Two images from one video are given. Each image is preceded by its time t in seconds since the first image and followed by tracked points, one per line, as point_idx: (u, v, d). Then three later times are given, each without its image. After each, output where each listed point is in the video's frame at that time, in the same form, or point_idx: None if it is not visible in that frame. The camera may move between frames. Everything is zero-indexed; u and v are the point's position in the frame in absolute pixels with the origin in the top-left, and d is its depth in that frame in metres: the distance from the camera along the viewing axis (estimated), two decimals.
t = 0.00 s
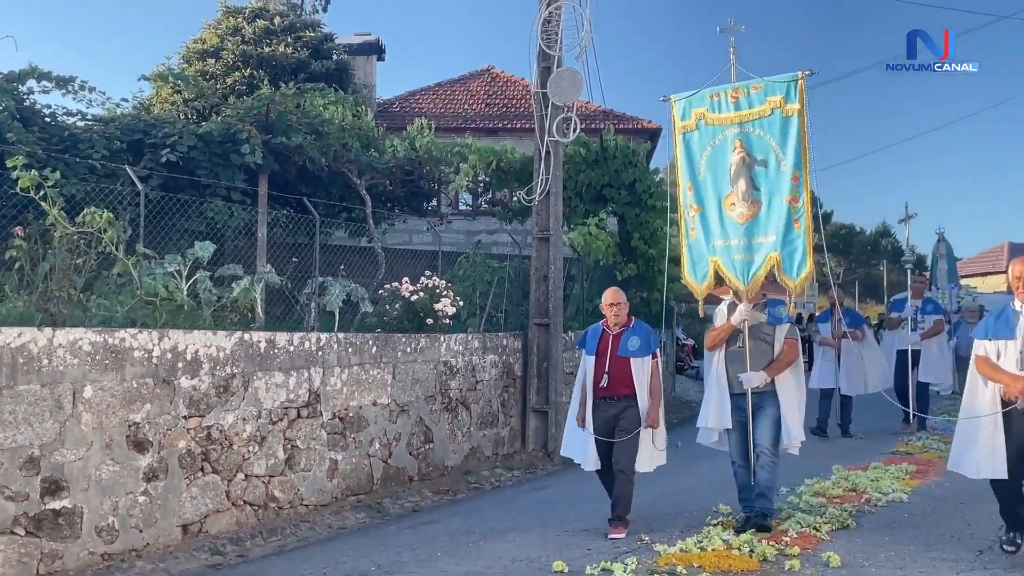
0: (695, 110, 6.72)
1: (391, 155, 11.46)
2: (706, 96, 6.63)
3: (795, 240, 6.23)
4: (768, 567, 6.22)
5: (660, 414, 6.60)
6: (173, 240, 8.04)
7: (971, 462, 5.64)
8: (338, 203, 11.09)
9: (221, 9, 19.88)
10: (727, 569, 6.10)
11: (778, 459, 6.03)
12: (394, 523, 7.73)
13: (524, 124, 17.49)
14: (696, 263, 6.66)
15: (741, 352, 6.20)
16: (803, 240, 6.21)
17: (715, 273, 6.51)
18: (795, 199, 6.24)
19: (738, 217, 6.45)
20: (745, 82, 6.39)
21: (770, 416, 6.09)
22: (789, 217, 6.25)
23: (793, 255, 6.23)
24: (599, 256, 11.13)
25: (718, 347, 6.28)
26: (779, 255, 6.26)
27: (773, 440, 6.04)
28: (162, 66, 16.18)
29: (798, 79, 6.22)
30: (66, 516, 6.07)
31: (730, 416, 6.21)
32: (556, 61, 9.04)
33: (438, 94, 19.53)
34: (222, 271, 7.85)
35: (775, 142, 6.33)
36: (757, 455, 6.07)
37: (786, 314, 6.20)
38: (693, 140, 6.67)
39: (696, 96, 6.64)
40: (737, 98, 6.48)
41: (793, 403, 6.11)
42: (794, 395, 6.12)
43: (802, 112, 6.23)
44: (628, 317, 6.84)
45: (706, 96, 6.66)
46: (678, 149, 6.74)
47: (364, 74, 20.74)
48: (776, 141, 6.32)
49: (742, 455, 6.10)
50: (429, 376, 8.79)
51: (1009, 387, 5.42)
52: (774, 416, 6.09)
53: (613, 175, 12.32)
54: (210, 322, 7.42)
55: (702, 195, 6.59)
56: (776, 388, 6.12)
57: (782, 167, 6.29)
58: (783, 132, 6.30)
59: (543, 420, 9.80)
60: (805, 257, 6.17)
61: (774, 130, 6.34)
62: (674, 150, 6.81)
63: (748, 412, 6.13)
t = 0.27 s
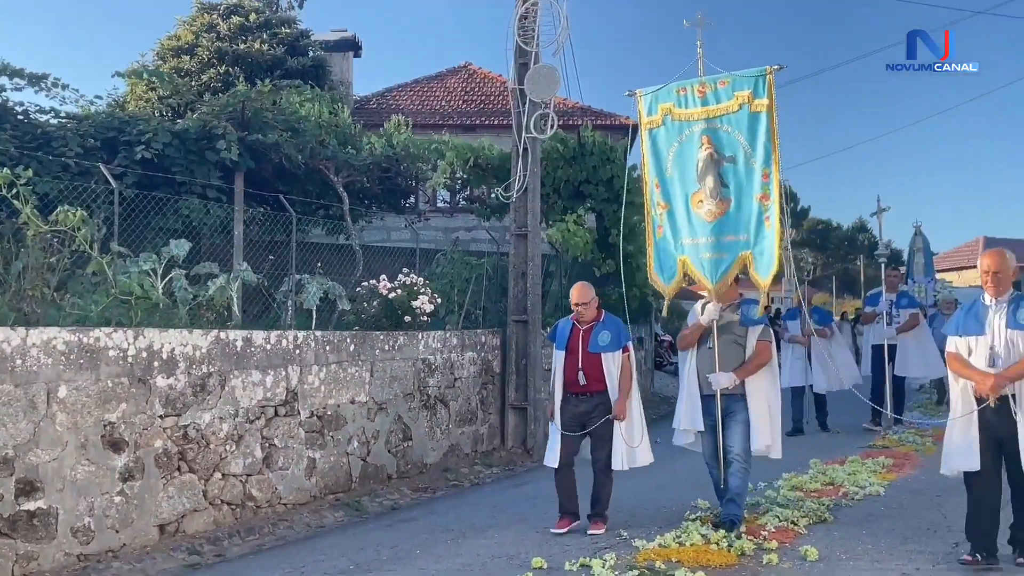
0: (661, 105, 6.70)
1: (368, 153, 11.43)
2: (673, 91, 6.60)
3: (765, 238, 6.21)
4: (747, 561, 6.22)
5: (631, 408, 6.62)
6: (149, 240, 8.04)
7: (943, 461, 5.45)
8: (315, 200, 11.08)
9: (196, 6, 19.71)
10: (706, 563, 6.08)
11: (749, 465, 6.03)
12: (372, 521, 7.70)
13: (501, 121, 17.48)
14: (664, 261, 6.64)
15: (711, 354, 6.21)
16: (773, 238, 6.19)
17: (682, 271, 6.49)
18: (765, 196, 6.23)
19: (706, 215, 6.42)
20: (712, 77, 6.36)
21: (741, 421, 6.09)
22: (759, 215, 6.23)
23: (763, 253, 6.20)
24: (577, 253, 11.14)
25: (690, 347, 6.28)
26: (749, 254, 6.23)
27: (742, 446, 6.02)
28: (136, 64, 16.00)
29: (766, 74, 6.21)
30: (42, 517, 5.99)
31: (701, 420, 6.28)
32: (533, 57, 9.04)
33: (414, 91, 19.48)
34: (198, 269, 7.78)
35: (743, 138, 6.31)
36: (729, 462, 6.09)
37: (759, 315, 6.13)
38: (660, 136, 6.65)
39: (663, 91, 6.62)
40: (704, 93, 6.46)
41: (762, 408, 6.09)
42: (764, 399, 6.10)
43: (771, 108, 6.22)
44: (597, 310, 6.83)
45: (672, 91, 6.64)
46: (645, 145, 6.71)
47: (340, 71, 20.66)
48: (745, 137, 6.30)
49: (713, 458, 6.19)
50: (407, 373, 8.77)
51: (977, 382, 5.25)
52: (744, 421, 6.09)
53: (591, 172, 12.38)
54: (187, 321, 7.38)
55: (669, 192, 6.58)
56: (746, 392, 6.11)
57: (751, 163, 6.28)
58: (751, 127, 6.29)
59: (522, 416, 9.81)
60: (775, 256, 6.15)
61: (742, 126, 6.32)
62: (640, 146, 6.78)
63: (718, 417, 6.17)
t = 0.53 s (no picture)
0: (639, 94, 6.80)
1: (354, 146, 11.42)
2: (651, 80, 6.71)
3: (744, 225, 6.26)
4: (733, 552, 6.23)
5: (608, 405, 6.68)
6: (134, 234, 8.07)
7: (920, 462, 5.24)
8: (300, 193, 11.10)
9: None
10: (692, 555, 6.09)
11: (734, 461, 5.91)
12: (359, 515, 7.69)
13: (487, 113, 17.47)
14: (644, 252, 6.70)
15: (693, 344, 6.09)
16: (753, 225, 6.23)
17: (660, 260, 6.54)
18: (745, 182, 6.27)
19: (685, 203, 6.48)
20: (689, 63, 6.46)
21: (724, 415, 5.95)
22: (739, 201, 6.28)
23: (743, 240, 6.25)
24: (563, 246, 11.15)
25: (672, 339, 6.20)
26: (729, 241, 6.27)
27: (726, 442, 5.90)
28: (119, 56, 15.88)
29: (744, 59, 6.28)
30: (25, 513, 5.96)
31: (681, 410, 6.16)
32: (518, 50, 9.03)
33: (399, 84, 19.44)
34: (182, 263, 7.74)
35: (722, 124, 6.37)
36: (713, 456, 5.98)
37: (743, 305, 5.99)
38: (637, 125, 6.75)
39: (640, 80, 6.72)
40: (682, 81, 6.54)
41: (746, 402, 5.92)
42: (747, 392, 5.94)
43: (749, 93, 6.28)
44: (566, 309, 6.84)
45: (650, 80, 6.74)
46: (622, 134, 6.82)
47: (325, 65, 20.61)
48: (723, 123, 6.36)
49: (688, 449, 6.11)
50: (393, 366, 8.77)
51: (949, 377, 5.07)
52: (728, 415, 5.94)
53: (576, 165, 12.41)
54: (171, 315, 7.35)
55: (646, 181, 6.67)
56: (729, 384, 5.95)
57: (730, 150, 6.33)
58: (730, 113, 6.35)
59: (508, 409, 9.83)
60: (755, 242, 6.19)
61: (721, 112, 6.38)
62: (619, 136, 6.87)
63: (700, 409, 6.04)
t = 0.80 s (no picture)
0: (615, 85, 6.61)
1: (342, 142, 11.41)
2: (627, 70, 6.53)
3: (726, 220, 6.18)
4: (720, 548, 6.25)
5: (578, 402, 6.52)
6: (122, 229, 7.95)
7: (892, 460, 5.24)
8: (289, 189, 11.09)
9: None
10: (679, 550, 6.08)
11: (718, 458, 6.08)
12: (347, 511, 7.69)
13: (476, 110, 17.46)
14: (621, 247, 6.55)
15: (675, 341, 6.12)
16: (735, 221, 6.15)
17: (640, 256, 6.41)
18: (727, 176, 6.19)
19: (665, 197, 6.36)
20: (669, 54, 6.31)
21: (707, 413, 6.08)
22: (721, 196, 6.19)
23: (725, 236, 6.17)
24: (552, 242, 11.17)
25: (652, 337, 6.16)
26: (712, 237, 6.19)
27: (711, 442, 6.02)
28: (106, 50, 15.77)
29: (726, 50, 6.17)
30: (12, 509, 5.93)
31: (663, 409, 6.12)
32: (507, 46, 9.03)
33: (388, 80, 19.40)
34: (169, 259, 7.71)
35: (703, 117, 6.27)
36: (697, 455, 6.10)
37: (723, 301, 6.08)
38: (614, 117, 6.56)
39: (616, 70, 6.53)
40: (661, 72, 6.40)
41: (727, 400, 6.08)
42: (728, 389, 6.09)
43: (731, 84, 6.18)
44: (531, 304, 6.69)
45: (627, 70, 6.56)
46: (598, 126, 6.61)
47: (313, 60, 20.57)
48: (704, 115, 6.26)
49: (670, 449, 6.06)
50: (381, 362, 8.77)
51: (922, 373, 5.05)
52: (710, 414, 6.07)
53: (564, 161, 12.38)
54: (159, 311, 7.32)
55: (624, 175, 6.50)
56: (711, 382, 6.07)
57: (711, 143, 6.25)
58: (711, 105, 6.24)
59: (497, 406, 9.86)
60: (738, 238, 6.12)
61: (702, 105, 6.27)
62: (594, 128, 6.68)
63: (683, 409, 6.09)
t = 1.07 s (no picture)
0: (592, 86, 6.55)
1: (333, 139, 11.41)
2: (605, 71, 6.48)
3: (704, 224, 6.14)
4: (708, 547, 6.26)
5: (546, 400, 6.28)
6: (110, 224, 7.97)
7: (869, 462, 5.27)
8: (278, 185, 11.08)
9: None
10: (668, 549, 6.10)
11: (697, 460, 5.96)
12: (336, 508, 7.69)
13: (467, 107, 17.47)
14: (597, 251, 6.47)
15: (647, 347, 5.98)
16: (713, 225, 6.11)
17: (616, 261, 6.35)
18: (705, 179, 6.16)
19: (642, 201, 6.30)
20: (648, 55, 6.27)
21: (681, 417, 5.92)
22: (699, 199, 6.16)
23: (703, 240, 6.12)
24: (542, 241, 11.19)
25: (623, 344, 5.96)
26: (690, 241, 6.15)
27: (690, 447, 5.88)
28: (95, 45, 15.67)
29: (705, 52, 6.16)
30: None
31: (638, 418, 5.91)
32: (498, 44, 9.04)
33: (379, 77, 19.38)
34: (158, 255, 7.67)
35: (681, 119, 6.24)
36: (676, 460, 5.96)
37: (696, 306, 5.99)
38: (592, 118, 6.51)
39: (594, 71, 6.48)
40: (639, 73, 6.36)
41: (700, 405, 5.91)
42: (701, 393, 5.92)
43: (711, 86, 6.16)
44: (504, 302, 6.49)
45: (604, 71, 6.51)
46: (575, 128, 6.56)
47: (303, 57, 20.55)
48: (683, 117, 6.24)
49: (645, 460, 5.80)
50: (370, 360, 8.77)
51: (901, 378, 5.03)
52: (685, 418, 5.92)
53: (554, 160, 12.39)
54: (147, 307, 7.26)
55: (601, 178, 6.44)
56: (684, 388, 5.91)
57: (690, 146, 6.22)
58: (690, 108, 6.23)
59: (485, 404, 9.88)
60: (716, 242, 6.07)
61: (680, 107, 6.25)
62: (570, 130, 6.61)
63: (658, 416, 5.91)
